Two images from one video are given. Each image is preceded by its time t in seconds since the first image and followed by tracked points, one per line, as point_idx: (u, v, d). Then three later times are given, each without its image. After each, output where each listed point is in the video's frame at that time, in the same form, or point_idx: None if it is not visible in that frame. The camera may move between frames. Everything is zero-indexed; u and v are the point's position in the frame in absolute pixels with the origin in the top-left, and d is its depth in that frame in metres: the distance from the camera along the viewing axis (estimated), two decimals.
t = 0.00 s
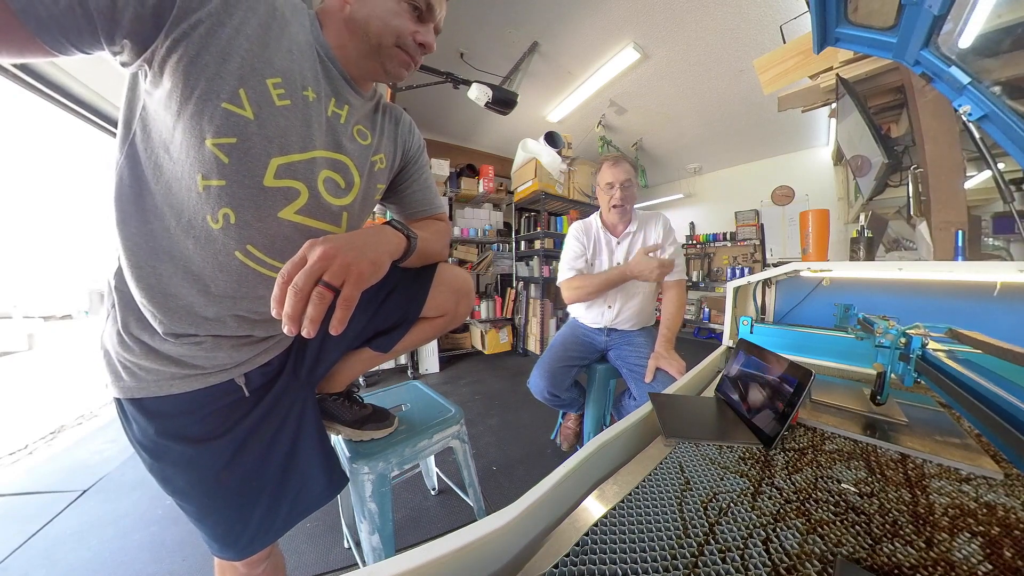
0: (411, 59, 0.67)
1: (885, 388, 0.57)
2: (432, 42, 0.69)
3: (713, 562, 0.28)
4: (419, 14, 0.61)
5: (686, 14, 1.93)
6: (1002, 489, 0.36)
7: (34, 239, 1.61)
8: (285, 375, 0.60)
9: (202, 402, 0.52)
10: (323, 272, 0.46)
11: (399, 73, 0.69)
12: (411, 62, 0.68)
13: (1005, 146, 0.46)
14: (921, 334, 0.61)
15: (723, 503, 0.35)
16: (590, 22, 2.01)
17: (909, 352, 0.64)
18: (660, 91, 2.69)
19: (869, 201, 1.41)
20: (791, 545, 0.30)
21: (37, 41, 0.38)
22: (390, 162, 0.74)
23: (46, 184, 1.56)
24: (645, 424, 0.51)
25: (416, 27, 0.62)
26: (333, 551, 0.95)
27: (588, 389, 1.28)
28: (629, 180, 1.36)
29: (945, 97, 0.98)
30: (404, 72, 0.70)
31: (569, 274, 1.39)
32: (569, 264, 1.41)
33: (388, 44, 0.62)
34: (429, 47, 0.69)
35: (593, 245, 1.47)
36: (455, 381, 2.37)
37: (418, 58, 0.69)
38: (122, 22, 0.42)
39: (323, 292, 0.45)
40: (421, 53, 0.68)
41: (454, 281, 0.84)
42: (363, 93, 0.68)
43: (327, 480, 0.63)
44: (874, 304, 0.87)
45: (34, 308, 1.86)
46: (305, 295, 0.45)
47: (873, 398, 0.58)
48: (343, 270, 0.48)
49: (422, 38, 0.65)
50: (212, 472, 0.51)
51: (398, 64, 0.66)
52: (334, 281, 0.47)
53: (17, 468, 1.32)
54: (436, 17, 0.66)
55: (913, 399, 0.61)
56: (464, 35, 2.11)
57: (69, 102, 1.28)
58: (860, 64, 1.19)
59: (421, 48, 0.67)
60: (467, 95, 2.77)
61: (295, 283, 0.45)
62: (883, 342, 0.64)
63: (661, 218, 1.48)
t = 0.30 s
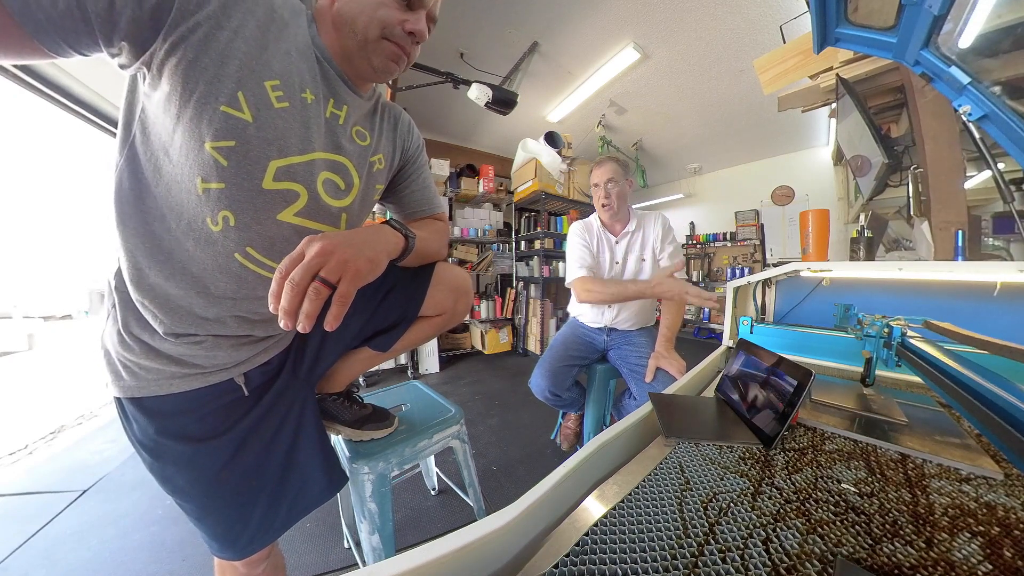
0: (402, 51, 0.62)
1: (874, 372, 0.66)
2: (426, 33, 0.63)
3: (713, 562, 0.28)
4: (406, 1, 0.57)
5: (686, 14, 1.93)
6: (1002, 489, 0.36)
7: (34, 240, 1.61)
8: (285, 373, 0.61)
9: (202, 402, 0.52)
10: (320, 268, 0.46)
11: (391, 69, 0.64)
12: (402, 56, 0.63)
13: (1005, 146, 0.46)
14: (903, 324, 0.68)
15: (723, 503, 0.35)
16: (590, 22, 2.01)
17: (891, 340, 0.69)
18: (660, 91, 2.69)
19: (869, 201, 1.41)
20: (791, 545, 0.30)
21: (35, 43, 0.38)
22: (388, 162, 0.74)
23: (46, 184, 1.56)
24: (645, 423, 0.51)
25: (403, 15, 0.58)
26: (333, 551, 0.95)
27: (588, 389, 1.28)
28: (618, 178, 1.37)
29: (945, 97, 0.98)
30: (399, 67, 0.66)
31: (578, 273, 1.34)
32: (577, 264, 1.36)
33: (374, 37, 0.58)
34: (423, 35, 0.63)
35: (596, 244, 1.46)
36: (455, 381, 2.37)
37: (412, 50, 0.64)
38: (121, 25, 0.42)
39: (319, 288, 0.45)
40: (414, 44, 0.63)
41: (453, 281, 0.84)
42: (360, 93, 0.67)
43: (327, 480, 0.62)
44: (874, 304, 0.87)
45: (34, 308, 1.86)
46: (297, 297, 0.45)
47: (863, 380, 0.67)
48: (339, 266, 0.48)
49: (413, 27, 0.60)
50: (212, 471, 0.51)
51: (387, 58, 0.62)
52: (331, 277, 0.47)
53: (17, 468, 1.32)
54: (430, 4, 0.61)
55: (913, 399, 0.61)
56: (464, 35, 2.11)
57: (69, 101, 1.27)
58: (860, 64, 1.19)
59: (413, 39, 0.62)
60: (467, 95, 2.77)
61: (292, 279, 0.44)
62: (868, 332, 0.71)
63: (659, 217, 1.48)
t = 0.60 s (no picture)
0: (396, 53, 0.62)
1: (874, 371, 0.65)
2: (418, 34, 0.63)
3: (713, 562, 0.28)
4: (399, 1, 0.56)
5: (686, 14, 1.93)
6: (1002, 489, 0.36)
7: (34, 240, 1.61)
8: (284, 372, 0.61)
9: (201, 401, 0.52)
10: (317, 266, 0.46)
11: (385, 70, 0.64)
12: (396, 56, 0.63)
13: (1005, 146, 0.46)
14: (904, 325, 0.68)
15: (723, 503, 0.35)
16: (590, 22, 2.01)
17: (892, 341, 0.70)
18: (661, 91, 2.69)
19: (869, 201, 1.41)
20: (791, 545, 0.30)
21: (31, 46, 0.38)
22: (385, 162, 0.74)
23: (46, 184, 1.56)
24: (644, 423, 0.51)
25: (396, 16, 0.57)
26: (333, 551, 0.95)
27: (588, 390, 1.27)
28: (623, 178, 1.36)
29: (946, 97, 0.98)
30: (393, 69, 0.66)
31: (574, 278, 1.37)
32: (573, 268, 1.38)
33: (367, 38, 0.58)
34: (416, 36, 0.63)
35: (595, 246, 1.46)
36: (455, 381, 2.37)
37: (405, 51, 0.64)
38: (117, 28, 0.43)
39: (317, 285, 0.45)
40: (407, 45, 0.63)
41: (451, 279, 0.84)
42: (357, 94, 0.67)
43: (326, 480, 0.62)
44: (874, 304, 0.87)
45: (34, 308, 1.85)
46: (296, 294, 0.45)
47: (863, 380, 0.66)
48: (336, 264, 0.48)
49: (405, 27, 0.60)
50: (211, 470, 0.51)
51: (381, 59, 0.62)
52: (329, 275, 0.47)
53: (17, 468, 1.32)
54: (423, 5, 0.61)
55: (913, 399, 0.61)
56: (464, 35, 2.11)
57: (69, 101, 1.26)
58: (860, 64, 1.19)
59: (405, 40, 0.62)
60: (467, 95, 2.77)
61: (289, 276, 0.45)
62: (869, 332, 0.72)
63: (662, 219, 1.48)
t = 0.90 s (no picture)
0: (390, 49, 0.61)
1: (884, 388, 0.57)
2: (413, 28, 0.62)
3: (713, 562, 0.28)
4: None
5: (686, 14, 1.93)
6: (1002, 489, 0.36)
7: (34, 240, 1.61)
8: (280, 371, 0.61)
9: (196, 401, 0.52)
10: (308, 258, 0.47)
11: (381, 65, 0.63)
12: (391, 52, 0.61)
13: (1005, 146, 0.46)
14: (922, 334, 0.62)
15: (723, 503, 0.35)
16: (590, 22, 2.01)
17: (909, 352, 0.63)
18: (661, 92, 2.69)
19: (869, 201, 1.41)
20: (791, 545, 0.30)
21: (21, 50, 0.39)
22: (380, 161, 0.74)
23: (46, 184, 1.55)
24: (645, 423, 0.51)
25: (389, 11, 0.56)
26: (333, 551, 0.95)
27: (588, 390, 1.27)
28: (627, 178, 1.36)
29: (946, 98, 0.98)
30: (389, 65, 0.64)
31: (569, 281, 1.40)
32: (569, 271, 1.41)
33: (360, 35, 0.57)
34: (410, 31, 0.61)
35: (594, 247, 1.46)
36: (455, 381, 2.37)
37: (400, 46, 0.62)
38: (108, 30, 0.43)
39: (307, 277, 0.45)
40: (401, 40, 0.62)
41: (448, 276, 0.84)
42: (350, 93, 0.67)
43: (324, 480, 0.62)
44: (873, 304, 0.88)
45: (34, 308, 1.85)
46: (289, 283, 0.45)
47: (871, 397, 0.58)
48: (328, 257, 0.48)
49: (399, 23, 0.58)
50: (208, 469, 0.51)
51: (376, 54, 0.60)
52: (319, 267, 0.47)
53: (17, 468, 1.32)
54: None
55: (913, 399, 0.61)
56: (464, 35, 2.11)
57: (69, 102, 1.25)
58: (860, 64, 1.20)
59: (400, 34, 0.60)
60: (467, 96, 2.77)
61: (280, 267, 0.45)
62: (884, 343, 0.65)
63: (663, 220, 1.48)
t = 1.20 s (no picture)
0: (378, 46, 0.61)
1: (875, 372, 0.65)
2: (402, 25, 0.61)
3: (713, 562, 0.28)
4: None
5: (687, 14, 1.93)
6: (1002, 489, 0.36)
7: (33, 240, 1.61)
8: (272, 372, 0.60)
9: (189, 401, 0.52)
10: (300, 243, 0.47)
11: (369, 62, 0.63)
12: (379, 48, 0.61)
13: (1005, 146, 0.46)
14: (905, 325, 0.69)
15: (723, 503, 0.35)
16: (590, 22, 2.01)
17: (893, 341, 0.69)
18: (661, 92, 2.69)
19: (869, 201, 1.41)
20: (791, 545, 0.30)
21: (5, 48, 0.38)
22: (370, 158, 0.74)
23: (46, 184, 1.56)
24: (645, 423, 0.51)
25: (376, 8, 0.55)
26: (334, 551, 0.95)
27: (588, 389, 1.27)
28: (629, 178, 1.35)
29: (946, 97, 0.98)
30: (378, 61, 0.64)
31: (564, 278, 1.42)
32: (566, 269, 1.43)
33: (347, 31, 0.56)
34: (399, 29, 0.61)
35: (592, 246, 1.47)
36: (455, 381, 2.37)
37: (389, 43, 0.62)
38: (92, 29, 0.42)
39: (297, 261, 0.45)
40: (390, 38, 0.61)
41: (438, 271, 0.82)
42: (341, 91, 0.66)
43: (318, 479, 0.62)
44: (873, 304, 0.88)
45: (34, 308, 1.85)
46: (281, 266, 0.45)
47: (865, 380, 0.66)
48: (319, 242, 0.48)
49: (387, 20, 0.58)
50: (201, 469, 0.51)
51: (363, 51, 0.60)
52: (311, 252, 0.47)
53: (17, 468, 1.32)
54: None
55: (913, 399, 0.61)
56: (464, 35, 2.11)
57: (69, 102, 1.26)
58: (860, 64, 1.19)
59: (388, 32, 0.60)
60: (467, 96, 2.77)
61: (271, 251, 0.45)
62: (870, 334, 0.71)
63: (663, 220, 1.47)
